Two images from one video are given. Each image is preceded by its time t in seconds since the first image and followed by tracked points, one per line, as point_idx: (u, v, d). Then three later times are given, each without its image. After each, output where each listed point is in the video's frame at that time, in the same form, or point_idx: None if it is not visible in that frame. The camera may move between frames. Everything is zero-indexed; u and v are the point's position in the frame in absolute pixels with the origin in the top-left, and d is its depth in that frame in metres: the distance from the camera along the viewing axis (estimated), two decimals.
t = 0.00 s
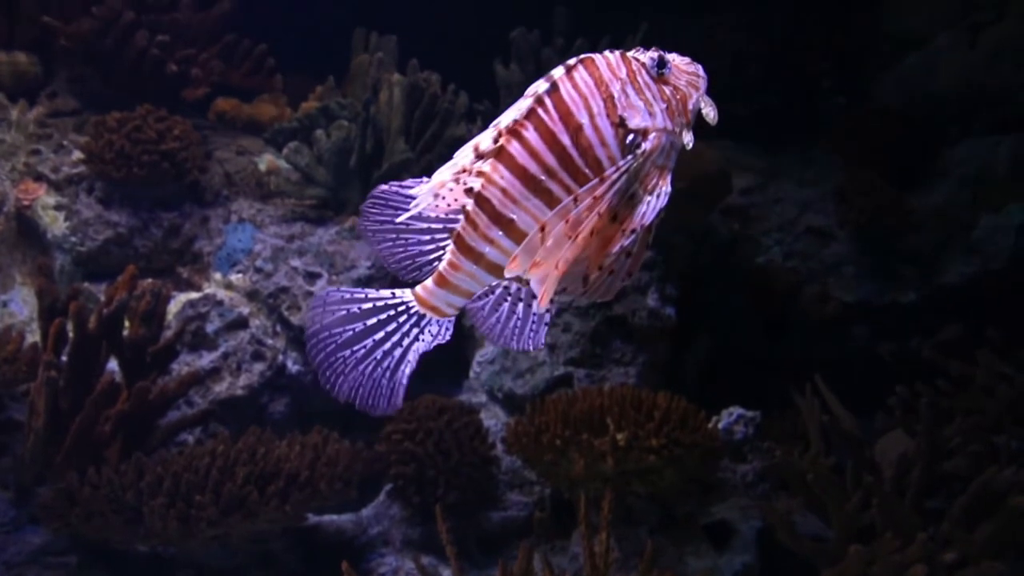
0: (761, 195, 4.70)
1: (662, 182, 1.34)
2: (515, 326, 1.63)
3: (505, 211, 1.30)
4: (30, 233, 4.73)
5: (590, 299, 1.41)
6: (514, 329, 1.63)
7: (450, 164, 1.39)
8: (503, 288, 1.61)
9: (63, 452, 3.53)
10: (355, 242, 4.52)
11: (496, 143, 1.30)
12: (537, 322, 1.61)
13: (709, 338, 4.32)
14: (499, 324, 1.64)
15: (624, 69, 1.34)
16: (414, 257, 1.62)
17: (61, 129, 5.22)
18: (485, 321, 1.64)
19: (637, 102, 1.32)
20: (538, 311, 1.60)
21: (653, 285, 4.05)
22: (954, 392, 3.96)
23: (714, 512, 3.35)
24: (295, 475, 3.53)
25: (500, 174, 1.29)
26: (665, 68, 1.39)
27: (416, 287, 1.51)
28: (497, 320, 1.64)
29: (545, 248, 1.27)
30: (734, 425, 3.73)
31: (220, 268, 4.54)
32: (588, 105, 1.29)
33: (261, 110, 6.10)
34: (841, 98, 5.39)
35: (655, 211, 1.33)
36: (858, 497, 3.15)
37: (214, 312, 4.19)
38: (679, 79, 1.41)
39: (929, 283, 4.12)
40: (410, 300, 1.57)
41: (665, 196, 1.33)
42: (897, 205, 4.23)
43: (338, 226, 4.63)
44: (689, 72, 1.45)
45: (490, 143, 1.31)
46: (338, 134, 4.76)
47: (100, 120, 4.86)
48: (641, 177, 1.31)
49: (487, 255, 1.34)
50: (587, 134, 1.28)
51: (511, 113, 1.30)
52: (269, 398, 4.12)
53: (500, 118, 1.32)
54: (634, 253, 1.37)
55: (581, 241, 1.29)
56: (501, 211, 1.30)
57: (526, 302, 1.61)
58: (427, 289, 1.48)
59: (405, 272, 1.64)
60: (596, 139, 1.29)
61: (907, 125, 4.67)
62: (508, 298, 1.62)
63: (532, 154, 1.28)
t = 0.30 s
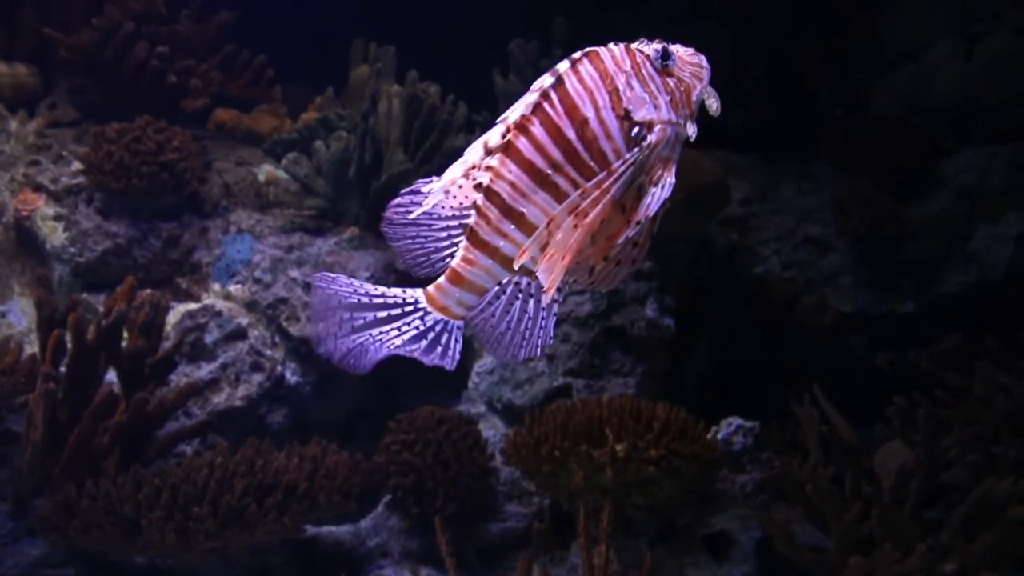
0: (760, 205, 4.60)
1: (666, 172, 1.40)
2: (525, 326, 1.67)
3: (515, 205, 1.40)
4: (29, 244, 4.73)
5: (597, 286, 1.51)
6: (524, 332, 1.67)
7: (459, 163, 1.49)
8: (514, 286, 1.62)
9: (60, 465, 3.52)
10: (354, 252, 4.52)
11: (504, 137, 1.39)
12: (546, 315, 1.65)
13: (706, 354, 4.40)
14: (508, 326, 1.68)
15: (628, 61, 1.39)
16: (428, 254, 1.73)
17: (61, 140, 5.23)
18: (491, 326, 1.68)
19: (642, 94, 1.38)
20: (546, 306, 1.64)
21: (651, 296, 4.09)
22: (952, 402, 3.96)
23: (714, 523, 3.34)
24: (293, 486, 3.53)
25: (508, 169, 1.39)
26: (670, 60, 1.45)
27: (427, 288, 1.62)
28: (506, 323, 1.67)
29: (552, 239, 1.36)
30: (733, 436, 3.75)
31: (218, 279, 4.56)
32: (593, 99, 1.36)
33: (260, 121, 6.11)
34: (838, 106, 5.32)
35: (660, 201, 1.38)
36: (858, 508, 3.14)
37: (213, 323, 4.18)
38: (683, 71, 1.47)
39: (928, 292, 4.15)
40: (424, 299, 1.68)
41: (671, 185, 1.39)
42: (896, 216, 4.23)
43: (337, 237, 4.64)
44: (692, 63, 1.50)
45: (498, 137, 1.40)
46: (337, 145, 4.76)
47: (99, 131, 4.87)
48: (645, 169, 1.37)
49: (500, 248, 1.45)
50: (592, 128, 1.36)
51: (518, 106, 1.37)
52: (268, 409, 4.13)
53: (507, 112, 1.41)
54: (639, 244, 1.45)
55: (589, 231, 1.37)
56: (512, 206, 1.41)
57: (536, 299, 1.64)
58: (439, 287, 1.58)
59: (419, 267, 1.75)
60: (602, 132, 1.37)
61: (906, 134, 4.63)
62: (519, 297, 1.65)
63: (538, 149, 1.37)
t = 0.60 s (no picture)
0: (755, 219, 4.60)
1: (668, 173, 1.47)
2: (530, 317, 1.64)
3: (517, 201, 1.48)
4: (24, 256, 4.72)
5: (603, 283, 1.58)
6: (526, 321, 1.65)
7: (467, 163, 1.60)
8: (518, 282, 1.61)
9: (54, 480, 3.50)
10: (350, 266, 4.54)
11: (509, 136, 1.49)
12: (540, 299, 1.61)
13: (702, 367, 4.42)
14: (514, 322, 1.66)
15: (634, 64, 1.50)
16: (441, 257, 1.83)
17: (56, 153, 5.23)
18: (501, 324, 1.67)
19: (646, 97, 1.48)
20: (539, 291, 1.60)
21: (646, 310, 4.09)
22: (947, 414, 3.97)
23: (709, 537, 3.35)
24: (289, 501, 3.53)
25: (510, 166, 1.48)
26: (676, 62, 1.54)
27: (443, 290, 1.71)
28: (515, 322, 1.66)
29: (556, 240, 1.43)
30: (729, 450, 3.75)
31: (214, 293, 4.56)
32: (597, 100, 1.46)
33: (257, 134, 6.14)
34: (829, 120, 5.36)
35: (660, 202, 1.44)
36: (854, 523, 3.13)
37: (208, 337, 4.20)
38: (689, 72, 1.57)
39: (922, 307, 4.16)
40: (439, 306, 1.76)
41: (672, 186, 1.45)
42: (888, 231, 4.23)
43: (333, 250, 4.65)
44: (700, 64, 1.60)
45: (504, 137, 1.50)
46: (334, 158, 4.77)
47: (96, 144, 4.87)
48: (647, 171, 1.44)
49: (506, 243, 1.53)
50: (595, 129, 1.46)
51: (525, 106, 1.48)
52: (263, 423, 4.12)
53: (515, 111, 1.51)
54: (642, 241, 1.54)
55: (593, 232, 1.44)
56: (513, 202, 1.49)
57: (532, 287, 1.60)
58: (455, 288, 1.68)
59: (434, 271, 1.85)
60: (604, 133, 1.47)
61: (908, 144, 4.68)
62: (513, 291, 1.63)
63: (541, 147, 1.46)
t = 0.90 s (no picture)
0: (749, 231, 4.62)
1: (671, 174, 1.46)
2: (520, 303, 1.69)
3: (517, 202, 1.49)
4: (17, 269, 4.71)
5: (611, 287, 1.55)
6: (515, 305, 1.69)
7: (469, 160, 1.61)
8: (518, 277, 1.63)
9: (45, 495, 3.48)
10: (345, 279, 4.55)
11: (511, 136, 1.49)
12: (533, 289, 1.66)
13: (697, 381, 4.36)
14: (505, 309, 1.70)
15: (635, 67, 1.51)
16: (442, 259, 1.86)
17: (51, 166, 5.24)
18: (496, 314, 1.71)
19: (647, 101, 1.50)
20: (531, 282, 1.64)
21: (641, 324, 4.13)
22: (941, 427, 3.98)
23: (704, 551, 3.35)
24: (282, 516, 3.52)
25: (512, 166, 1.48)
26: (677, 66, 1.56)
27: (444, 290, 1.73)
28: (507, 308, 1.70)
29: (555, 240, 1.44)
30: (723, 464, 3.76)
31: (208, 305, 4.55)
32: (598, 103, 1.47)
33: (252, 147, 6.15)
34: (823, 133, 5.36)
35: (672, 199, 1.43)
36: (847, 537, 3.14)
37: (202, 350, 4.19)
38: (691, 77, 1.58)
39: (914, 321, 4.14)
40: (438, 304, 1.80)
41: (680, 184, 1.44)
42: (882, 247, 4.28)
43: (328, 264, 4.66)
44: (701, 69, 1.61)
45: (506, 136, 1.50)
46: (329, 171, 4.79)
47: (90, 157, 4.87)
48: (649, 172, 1.44)
49: (504, 242, 1.53)
50: (597, 131, 1.46)
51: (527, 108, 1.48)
52: (257, 436, 4.10)
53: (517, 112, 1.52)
54: (648, 245, 1.48)
55: (592, 232, 1.44)
56: (513, 202, 1.49)
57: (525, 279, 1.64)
58: (454, 286, 1.70)
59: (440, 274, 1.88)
60: (605, 136, 1.47)
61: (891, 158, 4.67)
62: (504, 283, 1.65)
63: (543, 148, 1.46)
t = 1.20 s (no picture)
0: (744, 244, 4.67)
1: (676, 168, 1.50)
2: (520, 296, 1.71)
3: (522, 201, 1.50)
4: (12, 279, 4.71)
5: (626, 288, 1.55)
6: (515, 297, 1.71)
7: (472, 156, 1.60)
8: (519, 274, 1.66)
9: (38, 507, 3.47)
10: (341, 290, 4.54)
11: (515, 134, 1.49)
12: (538, 295, 1.69)
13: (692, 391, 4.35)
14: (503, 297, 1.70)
15: (634, 67, 1.49)
16: (437, 252, 1.85)
17: (47, 176, 5.24)
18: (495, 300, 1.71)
19: (647, 99, 1.48)
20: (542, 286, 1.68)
21: (636, 334, 4.26)
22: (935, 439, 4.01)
23: (698, 562, 3.36)
24: (277, 528, 3.52)
25: (517, 165, 1.49)
26: (674, 67, 1.53)
27: (443, 287, 1.75)
28: (502, 296, 1.71)
29: (560, 237, 1.49)
30: (718, 475, 3.69)
31: (203, 316, 4.55)
32: (601, 101, 1.46)
33: (248, 157, 6.17)
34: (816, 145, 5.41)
35: (685, 194, 1.47)
36: (841, 549, 3.15)
37: (197, 361, 4.20)
38: (687, 78, 1.55)
39: (907, 332, 4.17)
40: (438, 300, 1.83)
41: (690, 178, 1.48)
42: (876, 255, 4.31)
43: (323, 274, 4.64)
44: (697, 70, 1.58)
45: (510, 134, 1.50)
46: (325, 182, 4.79)
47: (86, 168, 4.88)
48: (652, 168, 1.47)
49: (504, 242, 1.55)
50: (600, 129, 1.46)
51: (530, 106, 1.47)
52: (252, 447, 4.10)
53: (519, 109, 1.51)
54: (660, 245, 1.51)
55: (596, 227, 1.49)
56: (518, 201, 1.51)
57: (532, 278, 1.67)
58: (453, 285, 1.72)
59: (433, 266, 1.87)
60: (609, 134, 1.46)
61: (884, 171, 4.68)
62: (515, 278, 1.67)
63: (548, 147, 1.46)
